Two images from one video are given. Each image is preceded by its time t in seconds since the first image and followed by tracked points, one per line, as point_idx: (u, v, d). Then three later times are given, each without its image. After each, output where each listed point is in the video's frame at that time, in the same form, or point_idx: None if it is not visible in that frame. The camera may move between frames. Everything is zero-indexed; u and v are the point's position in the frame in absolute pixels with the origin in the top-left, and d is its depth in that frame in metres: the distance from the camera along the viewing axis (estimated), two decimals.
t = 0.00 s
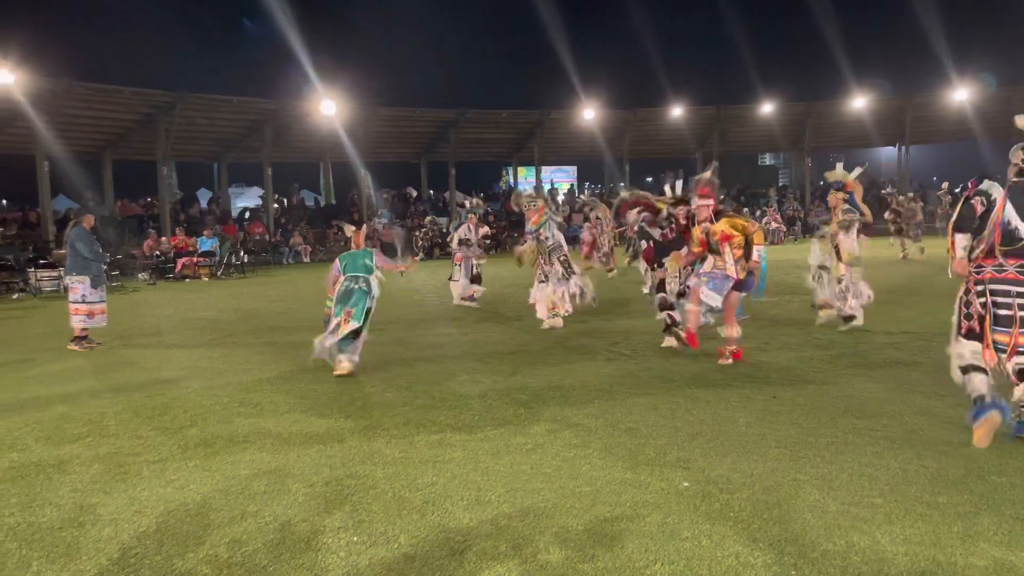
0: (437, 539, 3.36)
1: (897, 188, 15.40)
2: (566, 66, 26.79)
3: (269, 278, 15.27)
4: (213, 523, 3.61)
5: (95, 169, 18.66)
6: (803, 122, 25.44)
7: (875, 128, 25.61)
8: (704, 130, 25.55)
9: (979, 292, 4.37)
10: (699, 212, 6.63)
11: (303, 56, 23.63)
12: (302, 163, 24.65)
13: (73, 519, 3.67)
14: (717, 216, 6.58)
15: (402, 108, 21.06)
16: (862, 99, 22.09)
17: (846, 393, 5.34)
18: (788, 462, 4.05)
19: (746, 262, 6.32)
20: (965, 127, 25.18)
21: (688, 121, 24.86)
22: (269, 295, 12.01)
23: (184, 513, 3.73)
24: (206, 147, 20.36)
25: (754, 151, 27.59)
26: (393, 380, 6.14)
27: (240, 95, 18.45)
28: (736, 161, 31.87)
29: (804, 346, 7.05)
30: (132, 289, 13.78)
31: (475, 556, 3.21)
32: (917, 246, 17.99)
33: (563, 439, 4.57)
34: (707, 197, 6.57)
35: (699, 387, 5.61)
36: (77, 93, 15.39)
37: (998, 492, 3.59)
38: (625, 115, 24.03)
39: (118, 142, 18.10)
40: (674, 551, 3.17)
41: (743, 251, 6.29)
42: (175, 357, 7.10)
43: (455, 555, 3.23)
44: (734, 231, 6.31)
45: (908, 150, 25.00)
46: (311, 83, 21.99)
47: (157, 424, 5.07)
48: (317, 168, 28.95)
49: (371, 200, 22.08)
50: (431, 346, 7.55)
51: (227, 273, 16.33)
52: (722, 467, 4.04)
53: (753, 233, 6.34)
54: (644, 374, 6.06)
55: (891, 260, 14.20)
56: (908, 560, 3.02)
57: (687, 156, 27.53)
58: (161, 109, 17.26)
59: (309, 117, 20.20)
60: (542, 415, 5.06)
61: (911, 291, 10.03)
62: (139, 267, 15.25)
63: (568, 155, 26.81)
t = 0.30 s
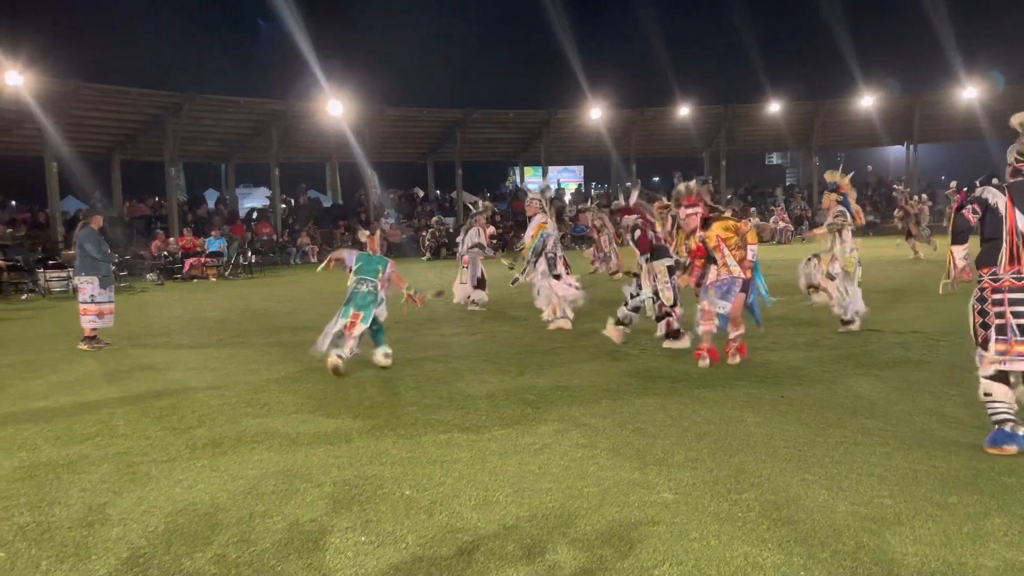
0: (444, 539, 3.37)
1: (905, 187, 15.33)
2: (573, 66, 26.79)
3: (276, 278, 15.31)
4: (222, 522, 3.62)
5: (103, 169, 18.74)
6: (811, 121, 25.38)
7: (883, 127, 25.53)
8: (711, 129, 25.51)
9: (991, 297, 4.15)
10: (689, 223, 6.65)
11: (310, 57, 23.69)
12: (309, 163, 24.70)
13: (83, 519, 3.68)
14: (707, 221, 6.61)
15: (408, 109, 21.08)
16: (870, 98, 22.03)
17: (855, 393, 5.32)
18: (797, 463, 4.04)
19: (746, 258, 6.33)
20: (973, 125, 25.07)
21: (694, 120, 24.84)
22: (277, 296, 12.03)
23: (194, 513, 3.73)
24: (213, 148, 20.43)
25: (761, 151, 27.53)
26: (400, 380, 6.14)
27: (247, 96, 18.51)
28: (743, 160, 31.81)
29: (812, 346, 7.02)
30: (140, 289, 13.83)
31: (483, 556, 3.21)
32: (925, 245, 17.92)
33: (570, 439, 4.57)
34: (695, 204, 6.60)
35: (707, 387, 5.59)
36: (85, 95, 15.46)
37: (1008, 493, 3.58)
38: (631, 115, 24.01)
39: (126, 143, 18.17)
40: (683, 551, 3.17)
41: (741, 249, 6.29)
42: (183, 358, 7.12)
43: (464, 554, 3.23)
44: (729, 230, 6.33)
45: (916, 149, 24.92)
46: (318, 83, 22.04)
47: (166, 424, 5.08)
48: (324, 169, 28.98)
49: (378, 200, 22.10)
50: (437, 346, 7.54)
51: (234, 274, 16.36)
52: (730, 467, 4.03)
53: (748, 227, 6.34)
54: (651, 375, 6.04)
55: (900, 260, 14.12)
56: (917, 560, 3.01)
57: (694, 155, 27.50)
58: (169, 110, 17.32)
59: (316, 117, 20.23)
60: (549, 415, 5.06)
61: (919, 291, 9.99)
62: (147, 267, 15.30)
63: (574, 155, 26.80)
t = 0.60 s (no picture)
0: (453, 539, 3.37)
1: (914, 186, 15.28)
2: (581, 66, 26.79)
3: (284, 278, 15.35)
4: (232, 522, 3.63)
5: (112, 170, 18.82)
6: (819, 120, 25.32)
7: (892, 126, 25.44)
8: (719, 128, 25.46)
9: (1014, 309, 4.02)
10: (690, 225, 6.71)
11: (318, 57, 23.75)
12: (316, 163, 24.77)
13: (93, 518, 3.69)
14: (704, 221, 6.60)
15: (416, 109, 21.10)
16: (879, 97, 21.96)
17: (864, 393, 5.30)
18: (806, 463, 4.03)
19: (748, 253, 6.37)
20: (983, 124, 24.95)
21: (702, 120, 24.80)
22: (284, 296, 12.06)
23: (204, 512, 3.74)
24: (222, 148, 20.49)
25: (770, 150, 27.46)
26: (408, 380, 6.15)
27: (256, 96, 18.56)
28: (751, 160, 31.75)
29: (821, 346, 7.00)
30: (149, 289, 13.88)
31: (492, 557, 3.20)
32: (935, 245, 17.84)
33: (579, 439, 4.56)
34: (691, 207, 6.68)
35: (715, 387, 5.58)
36: (95, 96, 15.53)
37: (1020, 494, 3.55)
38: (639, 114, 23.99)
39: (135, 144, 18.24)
40: (692, 551, 3.16)
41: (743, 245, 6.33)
42: (192, 357, 7.14)
43: (473, 555, 3.22)
44: (729, 227, 6.36)
45: (925, 148, 24.82)
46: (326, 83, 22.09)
47: (174, 424, 5.10)
48: (331, 169, 29.05)
49: (386, 201, 22.15)
50: (445, 346, 7.55)
51: (243, 274, 16.41)
52: (740, 467, 4.02)
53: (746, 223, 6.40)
54: (659, 374, 6.03)
55: (909, 260, 14.07)
56: (929, 561, 3.00)
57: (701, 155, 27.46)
58: (178, 111, 17.37)
59: (323, 117, 20.27)
60: (557, 415, 5.05)
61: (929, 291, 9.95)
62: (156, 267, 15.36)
63: (582, 155, 26.80)
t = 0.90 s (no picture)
0: (463, 539, 3.37)
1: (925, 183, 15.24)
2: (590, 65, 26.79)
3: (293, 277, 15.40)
4: (243, 521, 3.64)
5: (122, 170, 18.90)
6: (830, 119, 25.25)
7: (903, 125, 25.36)
8: (728, 127, 25.42)
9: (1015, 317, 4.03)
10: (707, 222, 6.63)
11: (328, 57, 23.81)
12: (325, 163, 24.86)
13: (104, 517, 3.71)
14: (726, 221, 6.54)
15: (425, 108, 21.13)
16: (890, 95, 21.89)
17: (876, 393, 5.28)
18: (817, 463, 4.02)
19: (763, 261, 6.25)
20: (994, 123, 24.84)
21: (712, 119, 24.76)
22: (294, 295, 12.09)
23: (214, 512, 3.75)
24: (231, 148, 20.56)
25: (779, 150, 27.40)
26: (418, 379, 6.15)
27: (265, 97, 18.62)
28: (761, 159, 31.69)
29: (830, 346, 6.97)
30: (159, 289, 13.94)
31: (502, 556, 3.21)
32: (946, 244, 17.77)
33: (589, 439, 4.56)
34: (714, 205, 6.58)
35: (725, 387, 5.57)
36: (106, 97, 15.59)
37: None
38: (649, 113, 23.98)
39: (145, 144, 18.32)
40: (703, 551, 3.16)
41: (755, 254, 6.21)
42: (202, 357, 7.18)
43: (483, 555, 3.23)
44: (744, 234, 6.26)
45: (936, 146, 24.74)
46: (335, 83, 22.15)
47: (185, 423, 5.12)
48: (340, 168, 29.11)
49: (394, 200, 22.19)
50: (454, 345, 7.55)
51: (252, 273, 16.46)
52: (750, 467, 4.01)
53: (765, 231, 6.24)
54: (668, 374, 6.03)
55: (920, 259, 14.02)
56: (942, 562, 2.98)
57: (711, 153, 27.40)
58: (188, 112, 17.43)
59: (332, 117, 20.31)
60: (567, 415, 5.04)
61: (939, 290, 9.91)
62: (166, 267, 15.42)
63: (590, 154, 26.79)
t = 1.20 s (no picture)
0: (476, 539, 3.37)
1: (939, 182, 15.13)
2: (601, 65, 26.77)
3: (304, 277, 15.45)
4: (255, 519, 3.66)
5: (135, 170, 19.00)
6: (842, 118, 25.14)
7: (916, 124, 25.22)
8: (740, 126, 25.34)
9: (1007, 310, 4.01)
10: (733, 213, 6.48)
11: (340, 58, 23.88)
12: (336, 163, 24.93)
13: (119, 516, 3.73)
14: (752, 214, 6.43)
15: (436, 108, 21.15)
16: (904, 94, 21.78)
17: (889, 394, 5.25)
18: (830, 464, 4.00)
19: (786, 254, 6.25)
20: (1008, 121, 24.67)
21: (723, 119, 24.70)
22: (305, 295, 12.12)
23: (227, 510, 3.77)
24: (243, 148, 20.64)
25: (792, 149, 27.29)
26: (429, 379, 6.15)
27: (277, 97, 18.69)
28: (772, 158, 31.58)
29: (842, 346, 6.93)
30: (171, 289, 14.01)
31: (515, 556, 3.21)
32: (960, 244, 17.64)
33: (601, 439, 4.55)
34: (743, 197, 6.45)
35: (737, 387, 5.55)
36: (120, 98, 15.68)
37: None
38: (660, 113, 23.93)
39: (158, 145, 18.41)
40: (715, 552, 3.15)
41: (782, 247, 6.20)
42: (214, 356, 7.20)
43: (495, 554, 3.23)
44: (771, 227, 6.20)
45: (949, 145, 24.59)
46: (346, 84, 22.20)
47: (197, 423, 5.14)
48: (351, 168, 29.18)
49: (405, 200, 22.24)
50: (466, 345, 7.55)
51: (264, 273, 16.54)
52: (763, 467, 3.99)
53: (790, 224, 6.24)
54: (679, 374, 6.01)
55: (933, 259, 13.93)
56: (956, 563, 2.97)
57: (722, 153, 27.31)
58: (201, 112, 17.51)
59: (343, 118, 20.37)
60: (579, 415, 5.03)
61: (952, 290, 9.84)
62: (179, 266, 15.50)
63: (601, 154, 26.76)
